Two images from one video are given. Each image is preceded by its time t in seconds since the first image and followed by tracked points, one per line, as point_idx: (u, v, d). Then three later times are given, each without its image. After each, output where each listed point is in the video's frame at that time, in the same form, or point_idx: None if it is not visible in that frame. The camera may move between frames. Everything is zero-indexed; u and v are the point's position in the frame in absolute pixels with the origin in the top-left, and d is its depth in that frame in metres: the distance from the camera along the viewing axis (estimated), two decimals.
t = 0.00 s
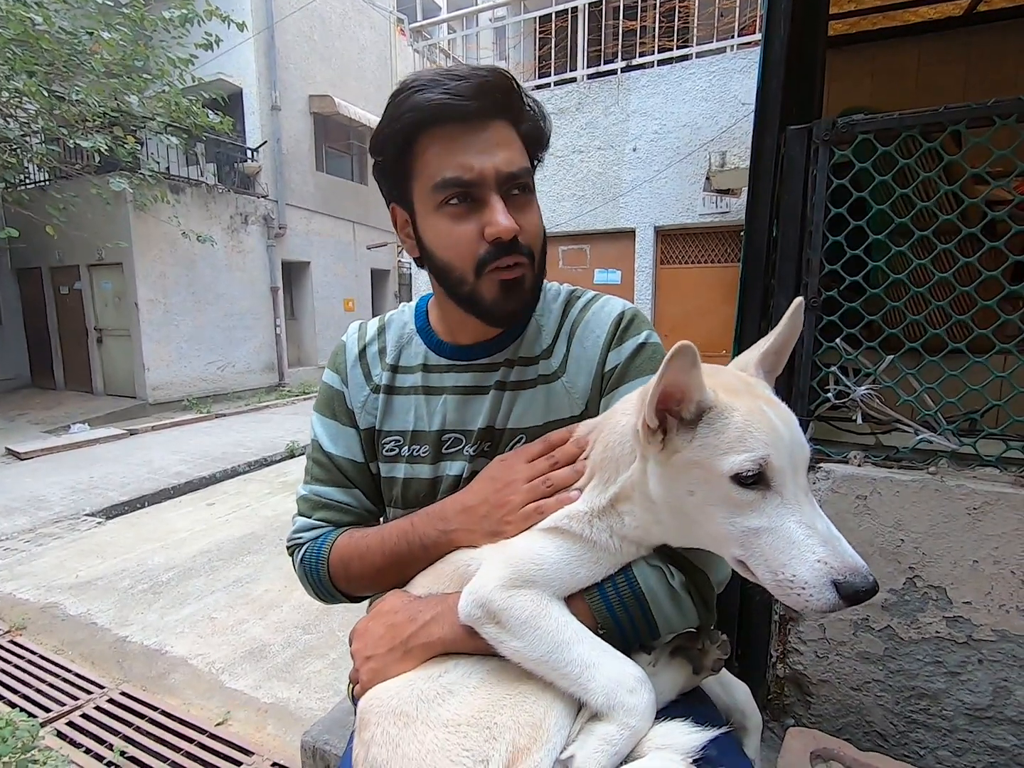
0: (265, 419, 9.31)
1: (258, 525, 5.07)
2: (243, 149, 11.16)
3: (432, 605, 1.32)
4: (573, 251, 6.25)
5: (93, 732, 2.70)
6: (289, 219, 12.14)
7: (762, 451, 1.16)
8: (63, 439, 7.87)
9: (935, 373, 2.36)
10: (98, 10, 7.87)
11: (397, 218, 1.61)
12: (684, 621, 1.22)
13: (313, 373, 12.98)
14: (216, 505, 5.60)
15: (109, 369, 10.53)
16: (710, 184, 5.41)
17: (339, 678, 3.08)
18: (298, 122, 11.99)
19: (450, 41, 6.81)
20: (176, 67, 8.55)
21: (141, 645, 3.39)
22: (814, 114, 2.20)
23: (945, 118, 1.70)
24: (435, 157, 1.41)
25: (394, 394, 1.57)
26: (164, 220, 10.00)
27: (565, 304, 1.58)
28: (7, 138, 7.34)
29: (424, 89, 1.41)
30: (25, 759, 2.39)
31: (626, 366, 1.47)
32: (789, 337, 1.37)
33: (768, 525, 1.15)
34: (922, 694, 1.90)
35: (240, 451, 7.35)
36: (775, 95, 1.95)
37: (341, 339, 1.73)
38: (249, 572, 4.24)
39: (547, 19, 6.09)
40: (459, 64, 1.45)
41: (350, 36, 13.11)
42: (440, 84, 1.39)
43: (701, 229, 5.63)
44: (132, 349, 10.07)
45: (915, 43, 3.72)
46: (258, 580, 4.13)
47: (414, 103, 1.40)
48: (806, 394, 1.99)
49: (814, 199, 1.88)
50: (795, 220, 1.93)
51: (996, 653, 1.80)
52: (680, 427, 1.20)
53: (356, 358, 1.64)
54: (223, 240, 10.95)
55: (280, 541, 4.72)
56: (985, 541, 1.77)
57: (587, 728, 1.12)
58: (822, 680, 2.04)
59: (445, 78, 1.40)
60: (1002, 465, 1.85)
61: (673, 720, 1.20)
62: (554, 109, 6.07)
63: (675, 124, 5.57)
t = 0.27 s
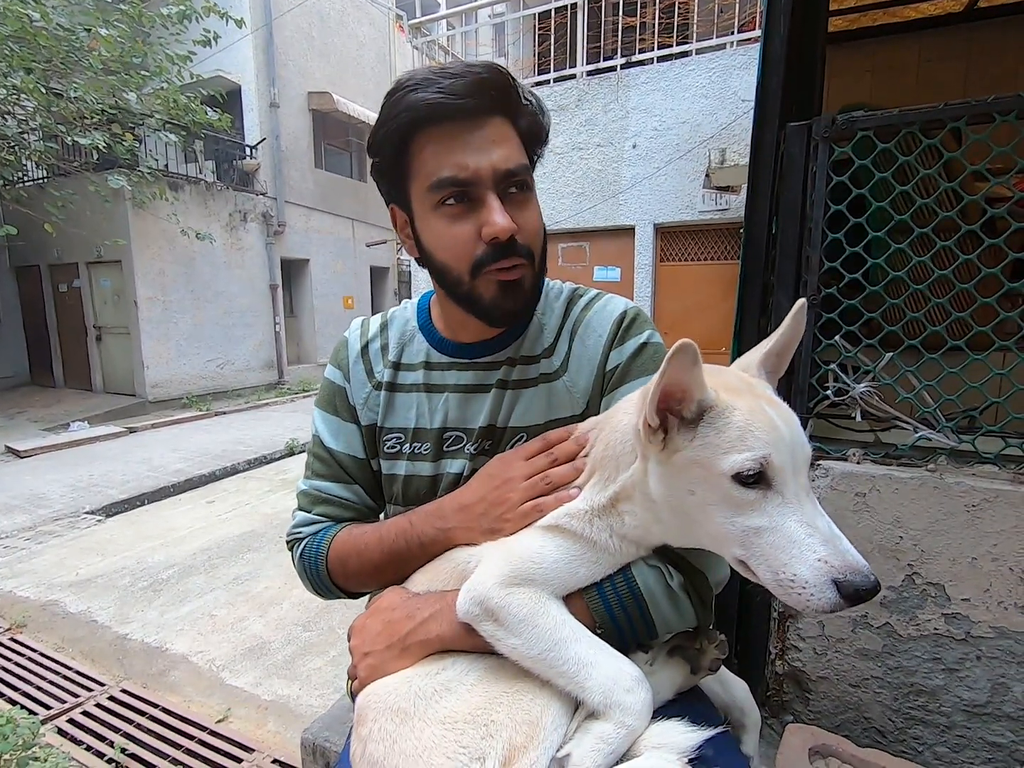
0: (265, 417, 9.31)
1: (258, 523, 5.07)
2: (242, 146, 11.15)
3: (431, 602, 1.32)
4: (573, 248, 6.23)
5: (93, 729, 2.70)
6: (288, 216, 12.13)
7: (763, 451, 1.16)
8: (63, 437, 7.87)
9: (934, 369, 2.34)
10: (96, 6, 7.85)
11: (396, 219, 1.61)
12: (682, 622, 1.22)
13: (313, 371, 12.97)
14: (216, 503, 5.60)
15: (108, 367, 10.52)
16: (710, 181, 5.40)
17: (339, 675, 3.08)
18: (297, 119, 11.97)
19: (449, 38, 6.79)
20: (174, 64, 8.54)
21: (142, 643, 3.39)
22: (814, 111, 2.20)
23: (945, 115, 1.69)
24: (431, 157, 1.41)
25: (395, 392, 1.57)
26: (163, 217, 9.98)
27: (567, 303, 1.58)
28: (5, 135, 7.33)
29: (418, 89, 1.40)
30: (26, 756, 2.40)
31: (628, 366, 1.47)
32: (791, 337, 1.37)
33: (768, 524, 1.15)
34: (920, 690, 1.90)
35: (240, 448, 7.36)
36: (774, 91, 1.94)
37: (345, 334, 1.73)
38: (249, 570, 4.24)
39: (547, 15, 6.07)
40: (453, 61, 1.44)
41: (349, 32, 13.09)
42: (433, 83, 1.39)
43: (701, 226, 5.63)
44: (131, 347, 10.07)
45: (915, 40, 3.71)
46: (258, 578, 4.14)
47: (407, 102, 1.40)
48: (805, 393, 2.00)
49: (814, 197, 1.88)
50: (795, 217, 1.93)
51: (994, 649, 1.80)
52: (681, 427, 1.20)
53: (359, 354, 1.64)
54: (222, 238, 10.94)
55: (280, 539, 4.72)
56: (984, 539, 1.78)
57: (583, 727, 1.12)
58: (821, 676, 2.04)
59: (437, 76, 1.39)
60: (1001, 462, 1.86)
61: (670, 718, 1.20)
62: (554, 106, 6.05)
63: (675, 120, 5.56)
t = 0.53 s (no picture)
0: (264, 416, 9.31)
1: (257, 521, 5.07)
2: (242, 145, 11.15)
3: (434, 602, 1.32)
4: (573, 247, 6.21)
5: (94, 728, 2.70)
6: (288, 215, 12.12)
7: (766, 449, 1.16)
8: (62, 436, 7.86)
9: (934, 369, 2.34)
10: (94, 5, 7.83)
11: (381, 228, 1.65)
12: (685, 622, 1.23)
13: (312, 370, 12.97)
14: (216, 502, 5.60)
15: (108, 366, 10.51)
16: (709, 180, 5.41)
17: (339, 674, 3.09)
18: (296, 117, 11.96)
19: (448, 37, 6.79)
20: (173, 62, 8.52)
21: (142, 641, 3.39)
22: (814, 110, 2.20)
23: (945, 114, 1.69)
24: (387, 169, 1.43)
25: (397, 393, 1.57)
26: (162, 216, 9.97)
27: (568, 303, 1.57)
28: (4, 134, 7.31)
29: (364, 107, 1.43)
30: (27, 755, 2.40)
31: (629, 367, 1.48)
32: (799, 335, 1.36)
33: (772, 522, 1.15)
34: (918, 689, 1.91)
35: (240, 447, 7.36)
36: (774, 90, 1.94)
37: (345, 336, 1.73)
38: (249, 568, 4.25)
39: (547, 13, 6.06)
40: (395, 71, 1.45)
41: (349, 30, 13.07)
42: (375, 99, 1.41)
43: (701, 225, 5.63)
44: (130, 346, 10.06)
45: (914, 39, 3.71)
46: (258, 577, 4.14)
47: (357, 122, 1.43)
48: (806, 393, 2.01)
49: (814, 196, 1.88)
50: (795, 215, 1.93)
51: (992, 648, 1.81)
52: (685, 425, 1.20)
53: (360, 357, 1.65)
54: (221, 236, 10.93)
55: (279, 538, 4.72)
56: (982, 538, 1.78)
57: (589, 726, 1.13)
58: (820, 675, 2.05)
59: (378, 91, 1.41)
60: (999, 462, 1.87)
61: (673, 717, 1.20)
62: (553, 104, 6.05)
63: (675, 119, 5.56)
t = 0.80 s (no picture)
0: (264, 415, 9.31)
1: (257, 521, 5.08)
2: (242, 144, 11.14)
3: (429, 603, 1.34)
4: (572, 247, 6.22)
5: (93, 727, 2.71)
6: (287, 215, 12.11)
7: (763, 443, 1.16)
8: (62, 435, 7.87)
9: (933, 369, 2.34)
10: (94, 4, 7.81)
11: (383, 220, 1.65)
12: (681, 618, 1.23)
13: (312, 370, 12.96)
14: (216, 502, 5.60)
15: (107, 365, 10.51)
16: (709, 180, 5.41)
17: (338, 674, 3.09)
18: (296, 116, 11.95)
19: (448, 36, 6.78)
20: (173, 61, 8.51)
21: (141, 641, 3.40)
22: (813, 109, 2.20)
23: (945, 114, 1.69)
24: (389, 165, 1.43)
25: (392, 393, 1.57)
26: (162, 216, 9.97)
27: (562, 301, 1.58)
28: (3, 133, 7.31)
29: (374, 101, 1.43)
30: (26, 755, 2.41)
31: (623, 365, 1.48)
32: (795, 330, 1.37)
33: (769, 514, 1.16)
34: (917, 688, 1.91)
35: (240, 447, 7.36)
36: (774, 90, 1.94)
37: (340, 338, 1.73)
38: (248, 568, 4.25)
39: (547, 13, 6.06)
40: (409, 70, 1.44)
41: (349, 30, 13.06)
42: (384, 96, 1.40)
43: (701, 225, 5.63)
44: (130, 346, 10.06)
45: (914, 39, 3.71)
46: (258, 576, 4.14)
47: (364, 116, 1.43)
48: (805, 393, 2.01)
49: (814, 196, 1.89)
50: (795, 215, 1.93)
51: (991, 648, 1.81)
52: (682, 418, 1.20)
53: (355, 358, 1.65)
54: (221, 236, 10.92)
55: (279, 537, 4.72)
56: (981, 537, 1.78)
57: (585, 725, 1.13)
58: (819, 674, 2.05)
59: (390, 87, 1.41)
60: (998, 461, 1.87)
61: (669, 715, 1.21)
62: (553, 104, 6.06)
63: (675, 119, 5.56)
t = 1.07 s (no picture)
0: (264, 415, 9.31)
1: (257, 520, 5.08)
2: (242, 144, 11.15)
3: (431, 602, 1.33)
4: (572, 247, 6.22)
5: (93, 726, 2.71)
6: (287, 214, 12.12)
7: (752, 445, 1.18)
8: (62, 434, 7.87)
9: (933, 368, 2.35)
10: (95, 3, 7.82)
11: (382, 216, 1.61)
12: (681, 622, 1.22)
13: (312, 370, 12.96)
14: (216, 501, 5.60)
15: (107, 364, 10.51)
16: (709, 180, 5.41)
17: (338, 673, 3.09)
18: (296, 116, 11.95)
19: (448, 36, 6.79)
20: (174, 60, 8.52)
21: (141, 640, 3.39)
22: (814, 109, 2.20)
23: (946, 115, 1.70)
24: (398, 171, 1.39)
25: (392, 394, 1.58)
26: (162, 215, 9.97)
27: (562, 302, 1.58)
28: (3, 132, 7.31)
29: (383, 103, 1.37)
30: (25, 754, 2.41)
31: (621, 368, 1.48)
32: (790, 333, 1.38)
33: (759, 514, 1.16)
34: (917, 688, 1.91)
35: (240, 446, 7.36)
36: (775, 90, 1.95)
37: (341, 336, 1.73)
38: (248, 567, 4.25)
39: (547, 13, 6.05)
40: (420, 69, 1.39)
41: (349, 29, 13.06)
42: (395, 100, 1.35)
43: (700, 226, 5.63)
44: (129, 345, 10.06)
45: (914, 40, 3.71)
46: (257, 576, 4.14)
47: (373, 119, 1.37)
48: (805, 393, 2.01)
49: (814, 196, 1.89)
50: (795, 215, 1.93)
51: (992, 648, 1.81)
52: (672, 419, 1.22)
53: (355, 357, 1.64)
54: (221, 236, 10.92)
55: (279, 537, 4.72)
56: (981, 538, 1.78)
57: (583, 725, 1.13)
58: (819, 674, 2.05)
59: (401, 90, 1.35)
60: (998, 461, 1.87)
61: (668, 716, 1.21)
62: (553, 104, 6.06)
63: (675, 119, 5.56)
